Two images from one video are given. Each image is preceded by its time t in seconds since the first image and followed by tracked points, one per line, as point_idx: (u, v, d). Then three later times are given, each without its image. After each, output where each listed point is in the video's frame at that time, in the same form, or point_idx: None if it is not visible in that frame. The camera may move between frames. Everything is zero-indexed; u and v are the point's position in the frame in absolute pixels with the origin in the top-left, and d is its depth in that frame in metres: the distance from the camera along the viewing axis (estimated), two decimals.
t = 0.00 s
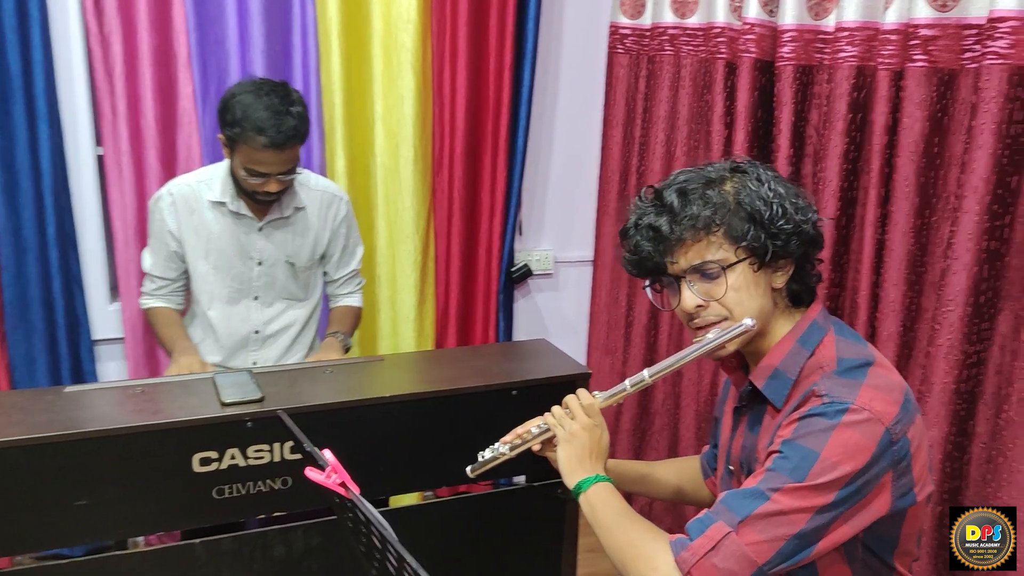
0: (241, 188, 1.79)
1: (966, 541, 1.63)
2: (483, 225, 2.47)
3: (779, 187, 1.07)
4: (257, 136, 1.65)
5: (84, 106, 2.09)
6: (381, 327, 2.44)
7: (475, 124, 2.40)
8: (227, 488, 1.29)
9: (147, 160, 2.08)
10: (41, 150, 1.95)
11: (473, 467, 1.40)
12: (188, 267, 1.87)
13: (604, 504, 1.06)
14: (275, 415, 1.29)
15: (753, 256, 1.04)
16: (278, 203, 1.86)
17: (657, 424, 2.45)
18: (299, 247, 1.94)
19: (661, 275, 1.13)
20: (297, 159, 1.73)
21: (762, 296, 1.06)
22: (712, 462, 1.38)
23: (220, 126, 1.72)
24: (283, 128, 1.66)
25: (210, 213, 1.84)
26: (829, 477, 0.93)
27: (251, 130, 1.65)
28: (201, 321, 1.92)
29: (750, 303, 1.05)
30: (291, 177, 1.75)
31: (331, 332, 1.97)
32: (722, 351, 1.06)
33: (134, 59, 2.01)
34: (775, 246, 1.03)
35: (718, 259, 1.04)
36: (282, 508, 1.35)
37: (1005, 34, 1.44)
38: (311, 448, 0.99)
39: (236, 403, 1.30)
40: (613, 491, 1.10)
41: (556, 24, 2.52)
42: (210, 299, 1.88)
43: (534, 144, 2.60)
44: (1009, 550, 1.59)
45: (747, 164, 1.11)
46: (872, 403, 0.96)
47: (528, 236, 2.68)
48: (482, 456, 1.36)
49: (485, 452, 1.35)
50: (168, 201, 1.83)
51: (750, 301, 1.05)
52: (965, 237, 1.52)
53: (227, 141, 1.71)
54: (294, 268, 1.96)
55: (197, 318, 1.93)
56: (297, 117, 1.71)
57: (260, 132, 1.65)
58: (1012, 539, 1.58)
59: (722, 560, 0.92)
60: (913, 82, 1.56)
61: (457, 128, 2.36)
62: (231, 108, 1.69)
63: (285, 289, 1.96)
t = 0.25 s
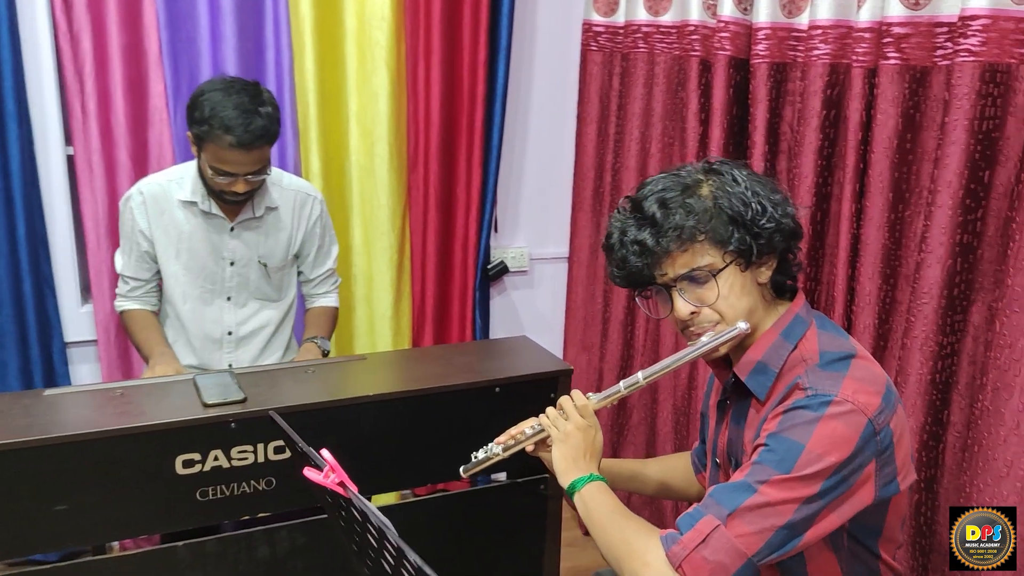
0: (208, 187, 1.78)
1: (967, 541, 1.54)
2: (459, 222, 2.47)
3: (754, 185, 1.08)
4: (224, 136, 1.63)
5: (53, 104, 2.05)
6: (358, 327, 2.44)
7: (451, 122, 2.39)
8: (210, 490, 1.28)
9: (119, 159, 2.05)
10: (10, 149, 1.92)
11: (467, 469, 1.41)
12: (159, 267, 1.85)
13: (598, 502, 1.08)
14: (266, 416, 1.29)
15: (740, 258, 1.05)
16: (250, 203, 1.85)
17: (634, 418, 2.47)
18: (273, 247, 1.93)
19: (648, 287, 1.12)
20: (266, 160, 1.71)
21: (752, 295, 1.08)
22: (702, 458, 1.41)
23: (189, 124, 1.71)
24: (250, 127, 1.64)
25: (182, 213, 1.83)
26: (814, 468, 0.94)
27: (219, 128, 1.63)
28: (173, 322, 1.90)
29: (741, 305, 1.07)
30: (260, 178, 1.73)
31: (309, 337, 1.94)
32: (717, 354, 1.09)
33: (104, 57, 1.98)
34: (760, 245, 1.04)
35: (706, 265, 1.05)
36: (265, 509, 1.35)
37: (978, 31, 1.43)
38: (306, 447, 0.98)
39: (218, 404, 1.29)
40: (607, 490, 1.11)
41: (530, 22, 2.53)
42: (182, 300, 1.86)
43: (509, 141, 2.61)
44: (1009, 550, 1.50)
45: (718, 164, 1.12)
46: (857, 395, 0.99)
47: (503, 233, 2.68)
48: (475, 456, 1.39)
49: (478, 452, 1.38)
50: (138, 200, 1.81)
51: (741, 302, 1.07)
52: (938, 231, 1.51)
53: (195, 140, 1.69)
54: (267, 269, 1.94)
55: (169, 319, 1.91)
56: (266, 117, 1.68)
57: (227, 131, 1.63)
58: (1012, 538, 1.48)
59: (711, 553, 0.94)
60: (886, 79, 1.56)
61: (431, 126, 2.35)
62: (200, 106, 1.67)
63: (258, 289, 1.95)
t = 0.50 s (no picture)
0: (190, 183, 1.76)
1: (967, 541, 1.55)
2: (441, 219, 2.46)
3: (728, 186, 1.10)
4: (208, 133, 1.63)
5: (33, 103, 2.02)
6: (341, 323, 2.43)
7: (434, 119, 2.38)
8: (203, 488, 1.28)
9: (100, 158, 2.02)
10: None
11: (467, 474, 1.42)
12: (142, 265, 1.84)
13: (592, 503, 1.10)
14: (269, 413, 1.30)
15: (717, 259, 1.06)
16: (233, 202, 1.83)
17: (618, 413, 2.49)
18: (256, 245, 1.92)
19: (629, 292, 1.13)
20: (250, 157, 1.71)
21: (731, 293, 1.10)
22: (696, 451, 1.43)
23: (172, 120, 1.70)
24: (234, 125, 1.63)
25: (165, 211, 1.81)
26: (799, 462, 0.96)
27: (202, 125, 1.63)
28: (157, 321, 1.89)
29: (720, 302, 1.09)
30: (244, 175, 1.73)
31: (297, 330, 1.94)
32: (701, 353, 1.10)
33: (85, 55, 1.96)
34: (738, 246, 1.06)
35: (685, 267, 1.06)
36: (258, 506, 1.34)
37: (958, 29, 1.45)
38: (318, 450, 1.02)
39: (209, 402, 1.29)
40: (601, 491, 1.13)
41: (511, 19, 2.54)
42: (167, 299, 1.85)
43: (491, 138, 2.61)
44: (1009, 549, 1.52)
45: (693, 167, 1.13)
46: (838, 388, 1.00)
47: (486, 230, 2.69)
48: (476, 462, 1.40)
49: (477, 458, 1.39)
50: (121, 199, 1.79)
51: (720, 300, 1.09)
52: (920, 225, 1.53)
53: (177, 137, 1.68)
54: (252, 267, 1.93)
55: (153, 317, 1.90)
56: (249, 114, 1.67)
57: (210, 128, 1.62)
58: (1012, 538, 1.50)
59: (702, 548, 0.96)
60: (868, 76, 1.58)
61: (413, 123, 2.34)
62: (182, 103, 1.66)
63: (243, 287, 1.94)
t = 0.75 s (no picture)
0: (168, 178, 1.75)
1: (967, 541, 1.54)
2: (421, 214, 2.45)
3: (706, 183, 1.11)
4: (186, 129, 1.61)
5: (7, 99, 1.99)
6: (320, 319, 2.42)
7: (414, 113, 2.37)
8: (188, 486, 1.28)
9: (75, 155, 1.99)
10: None
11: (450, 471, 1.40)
12: (120, 263, 1.82)
13: (581, 500, 1.11)
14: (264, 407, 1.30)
15: (697, 256, 1.08)
16: (213, 198, 1.82)
17: (598, 407, 2.50)
18: (236, 242, 1.91)
19: (611, 290, 1.14)
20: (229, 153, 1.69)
21: (711, 289, 1.11)
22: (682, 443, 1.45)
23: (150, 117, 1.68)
24: (213, 121, 1.62)
25: (143, 208, 1.79)
26: (783, 454, 0.98)
27: (180, 122, 1.61)
28: (136, 318, 1.87)
29: (701, 298, 1.10)
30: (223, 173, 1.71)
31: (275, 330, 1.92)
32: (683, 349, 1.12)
33: (60, 50, 1.93)
34: (716, 242, 1.08)
35: (666, 266, 1.08)
36: (245, 503, 1.34)
37: (936, 24, 1.48)
38: (312, 444, 1.03)
39: (195, 400, 1.28)
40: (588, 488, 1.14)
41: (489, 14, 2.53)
42: (146, 296, 1.83)
43: (470, 133, 2.61)
44: (1008, 549, 1.52)
45: (670, 165, 1.14)
46: (819, 379, 1.02)
47: (465, 225, 2.68)
48: (460, 463, 1.37)
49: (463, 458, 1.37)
50: (97, 197, 1.77)
51: (700, 295, 1.10)
52: (900, 218, 1.55)
53: (155, 133, 1.66)
54: (232, 263, 1.92)
55: (132, 315, 1.88)
56: (228, 110, 1.66)
57: (189, 125, 1.61)
58: (1011, 538, 1.50)
59: (691, 542, 0.98)
60: (847, 71, 1.60)
61: (393, 118, 2.33)
62: (160, 99, 1.65)
63: (223, 284, 1.92)
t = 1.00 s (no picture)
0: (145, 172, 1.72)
1: (968, 542, 1.54)
2: (402, 211, 2.44)
3: (697, 178, 1.12)
4: (168, 126, 1.60)
5: None
6: (301, 316, 2.41)
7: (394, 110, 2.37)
8: (172, 485, 1.27)
9: (53, 153, 1.97)
10: None
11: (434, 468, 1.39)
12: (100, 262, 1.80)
13: (569, 493, 1.11)
14: (248, 406, 1.29)
15: (688, 251, 1.09)
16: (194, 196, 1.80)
17: (580, 403, 2.51)
18: (218, 240, 1.89)
19: (603, 283, 1.15)
20: (210, 152, 1.68)
21: (702, 284, 1.12)
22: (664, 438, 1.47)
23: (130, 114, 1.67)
24: (194, 118, 1.60)
25: (123, 207, 1.77)
26: (773, 447, 0.99)
27: (161, 119, 1.60)
28: (116, 318, 1.85)
29: (692, 293, 1.11)
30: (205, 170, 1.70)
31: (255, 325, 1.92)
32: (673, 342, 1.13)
33: (37, 47, 1.90)
34: (707, 237, 1.09)
35: (657, 259, 1.09)
36: (229, 502, 1.34)
37: (914, 23, 1.50)
38: (301, 442, 1.02)
39: (178, 398, 1.27)
40: (576, 481, 1.14)
41: (469, 11, 2.53)
42: (126, 296, 1.81)
43: (451, 131, 2.61)
44: (1009, 550, 1.54)
45: (662, 159, 1.15)
46: (807, 372, 1.03)
47: (446, 222, 2.68)
48: (443, 459, 1.36)
49: (446, 453, 1.35)
50: (77, 196, 1.75)
51: (692, 290, 1.11)
52: (879, 213, 1.58)
53: (137, 130, 1.65)
54: (214, 261, 1.90)
55: (111, 314, 1.86)
56: (210, 107, 1.64)
57: (171, 122, 1.60)
58: (1012, 538, 1.52)
59: (684, 535, 0.99)
60: (827, 69, 1.62)
61: (374, 115, 2.32)
62: (141, 96, 1.63)
63: (204, 282, 1.91)
